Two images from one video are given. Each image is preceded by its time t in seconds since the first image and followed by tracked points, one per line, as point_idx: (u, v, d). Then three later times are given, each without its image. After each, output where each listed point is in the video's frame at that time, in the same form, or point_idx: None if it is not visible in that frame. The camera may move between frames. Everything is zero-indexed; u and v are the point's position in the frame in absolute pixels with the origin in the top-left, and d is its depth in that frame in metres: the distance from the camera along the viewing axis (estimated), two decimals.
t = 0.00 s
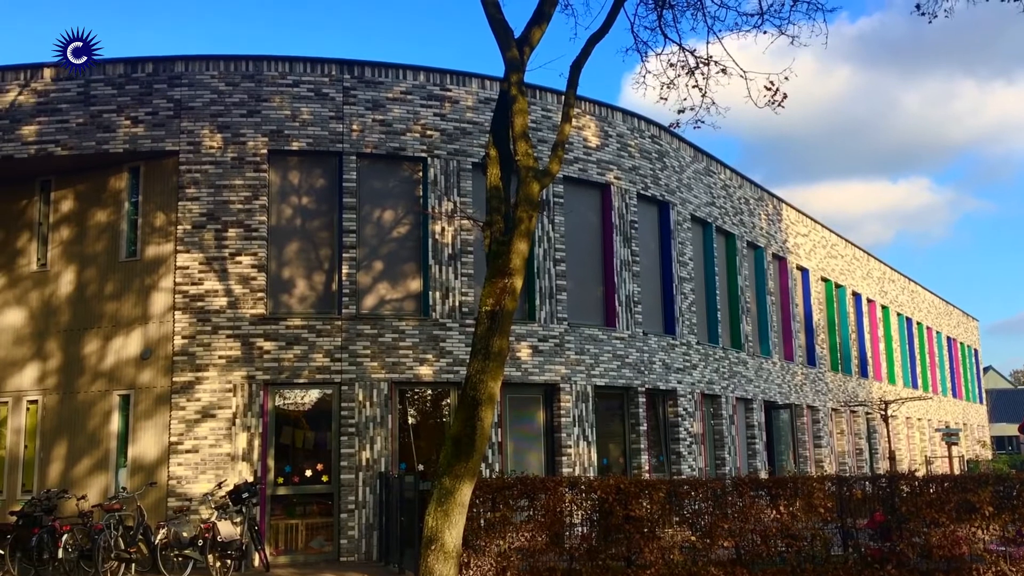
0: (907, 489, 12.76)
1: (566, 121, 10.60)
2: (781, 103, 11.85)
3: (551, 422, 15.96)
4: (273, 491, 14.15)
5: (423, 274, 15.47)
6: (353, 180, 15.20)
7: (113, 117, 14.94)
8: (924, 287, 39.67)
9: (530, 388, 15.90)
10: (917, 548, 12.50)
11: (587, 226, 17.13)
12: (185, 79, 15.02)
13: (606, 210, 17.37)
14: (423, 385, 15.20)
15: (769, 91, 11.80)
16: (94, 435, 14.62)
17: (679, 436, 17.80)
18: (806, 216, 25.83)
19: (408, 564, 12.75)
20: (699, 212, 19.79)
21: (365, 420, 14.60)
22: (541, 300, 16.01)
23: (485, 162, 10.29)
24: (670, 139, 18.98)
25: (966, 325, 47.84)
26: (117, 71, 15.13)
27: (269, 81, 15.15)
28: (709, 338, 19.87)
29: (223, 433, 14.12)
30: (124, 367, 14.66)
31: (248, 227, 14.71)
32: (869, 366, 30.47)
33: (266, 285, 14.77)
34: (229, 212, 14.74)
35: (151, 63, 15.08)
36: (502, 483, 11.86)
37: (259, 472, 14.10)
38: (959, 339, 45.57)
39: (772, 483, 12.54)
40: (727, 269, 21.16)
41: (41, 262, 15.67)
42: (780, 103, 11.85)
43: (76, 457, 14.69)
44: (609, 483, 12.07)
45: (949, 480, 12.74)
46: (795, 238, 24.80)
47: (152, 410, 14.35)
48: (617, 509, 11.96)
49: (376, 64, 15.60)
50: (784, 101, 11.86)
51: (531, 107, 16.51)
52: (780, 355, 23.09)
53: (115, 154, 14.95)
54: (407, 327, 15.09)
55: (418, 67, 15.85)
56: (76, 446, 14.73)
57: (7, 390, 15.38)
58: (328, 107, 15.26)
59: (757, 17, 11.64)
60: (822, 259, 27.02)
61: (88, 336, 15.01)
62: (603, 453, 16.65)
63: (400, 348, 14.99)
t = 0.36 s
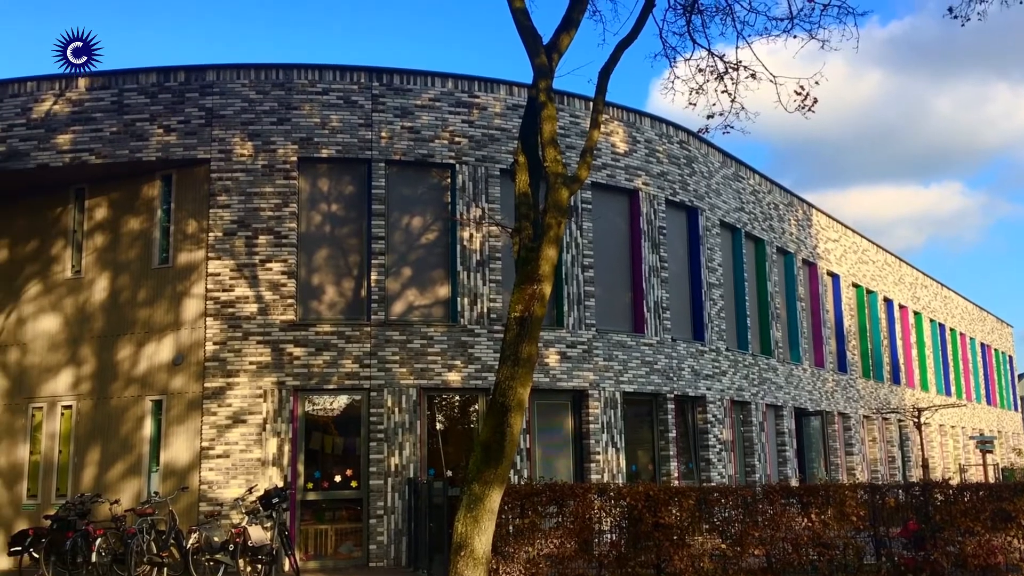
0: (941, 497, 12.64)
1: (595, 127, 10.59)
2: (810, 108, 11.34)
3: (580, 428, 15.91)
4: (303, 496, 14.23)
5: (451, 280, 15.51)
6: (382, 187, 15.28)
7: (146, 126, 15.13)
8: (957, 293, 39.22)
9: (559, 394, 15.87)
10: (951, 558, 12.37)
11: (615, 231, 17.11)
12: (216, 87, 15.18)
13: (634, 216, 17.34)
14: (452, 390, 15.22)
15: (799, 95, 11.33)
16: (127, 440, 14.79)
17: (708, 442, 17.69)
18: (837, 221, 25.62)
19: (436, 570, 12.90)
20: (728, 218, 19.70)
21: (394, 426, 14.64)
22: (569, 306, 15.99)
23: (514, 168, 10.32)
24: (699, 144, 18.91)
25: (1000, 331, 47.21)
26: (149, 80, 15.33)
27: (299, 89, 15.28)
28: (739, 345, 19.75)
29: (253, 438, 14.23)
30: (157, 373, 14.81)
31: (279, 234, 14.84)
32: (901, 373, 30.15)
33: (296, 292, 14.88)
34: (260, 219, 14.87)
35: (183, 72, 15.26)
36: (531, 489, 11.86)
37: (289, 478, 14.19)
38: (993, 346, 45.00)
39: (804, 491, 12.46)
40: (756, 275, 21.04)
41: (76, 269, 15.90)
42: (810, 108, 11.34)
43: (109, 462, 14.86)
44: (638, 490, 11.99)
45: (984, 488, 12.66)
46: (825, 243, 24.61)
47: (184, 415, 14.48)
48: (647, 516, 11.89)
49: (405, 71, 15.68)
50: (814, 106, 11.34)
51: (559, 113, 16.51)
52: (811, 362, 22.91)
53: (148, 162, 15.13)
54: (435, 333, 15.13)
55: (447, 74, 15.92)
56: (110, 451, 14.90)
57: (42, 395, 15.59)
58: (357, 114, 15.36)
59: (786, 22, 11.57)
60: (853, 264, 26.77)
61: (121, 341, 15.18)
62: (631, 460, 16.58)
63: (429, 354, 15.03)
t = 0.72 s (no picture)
0: (977, 504, 12.64)
1: (625, 131, 10.56)
2: (844, 111, 10.52)
3: (610, 433, 15.87)
4: (334, 500, 14.30)
5: (481, 285, 15.53)
6: (412, 192, 15.34)
7: (179, 132, 15.30)
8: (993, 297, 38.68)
9: (589, 399, 15.83)
10: (988, 566, 12.40)
11: (645, 236, 17.05)
12: (248, 94, 15.33)
13: (664, 220, 17.27)
14: (481, 395, 15.22)
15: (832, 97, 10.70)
16: (161, 444, 14.94)
17: (740, 448, 17.57)
18: (869, 225, 25.36)
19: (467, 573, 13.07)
20: (759, 222, 19.56)
21: (424, 431, 14.68)
22: (599, 311, 15.95)
23: (544, 173, 10.32)
24: (729, 148, 18.79)
25: None
26: (183, 87, 15.51)
27: (330, 95, 15.38)
28: (770, 350, 19.61)
29: (285, 442, 14.32)
30: (190, 377, 14.96)
31: (310, 239, 14.94)
32: (936, 378, 29.78)
33: (327, 296, 14.96)
34: (291, 225, 14.98)
35: (216, 79, 15.42)
36: (561, 494, 11.86)
37: (320, 482, 14.26)
38: None
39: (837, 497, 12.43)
40: (788, 280, 20.86)
41: (111, 274, 16.11)
42: (843, 110, 10.52)
43: (144, 465, 15.03)
44: (669, 496, 11.89)
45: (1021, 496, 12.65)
46: (858, 247, 24.37)
47: (217, 419, 14.61)
48: (678, 522, 11.77)
49: (434, 77, 15.74)
50: (847, 109, 10.53)
51: (589, 118, 16.49)
52: (843, 367, 22.68)
53: (181, 169, 15.30)
54: (465, 338, 15.16)
55: (476, 79, 15.95)
56: (144, 454, 15.06)
57: (78, 399, 15.80)
58: (387, 120, 15.43)
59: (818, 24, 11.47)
60: (886, 268, 26.48)
61: (155, 346, 15.35)
62: (662, 466, 16.50)
63: (458, 359, 15.06)
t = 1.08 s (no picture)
0: (1017, 509, 12.23)
1: (656, 134, 10.52)
2: (878, 109, 11.03)
3: (641, 437, 15.79)
4: (366, 503, 14.36)
5: (512, 288, 15.52)
6: (443, 196, 15.39)
7: (213, 138, 15.45)
8: None
9: (620, 402, 15.78)
10: None
11: (676, 238, 16.97)
12: (280, 100, 15.45)
13: (695, 222, 17.17)
14: (512, 398, 15.21)
15: (866, 97, 11.06)
16: (195, 446, 15.09)
17: (773, 452, 17.42)
18: (904, 226, 25.07)
19: None
20: (792, 224, 19.41)
21: (455, 434, 14.69)
22: (630, 314, 15.90)
23: (575, 176, 10.30)
24: (761, 149, 18.67)
25: None
26: (216, 93, 15.66)
27: (361, 100, 15.47)
28: (804, 353, 19.44)
29: (318, 445, 14.40)
30: (224, 380, 15.09)
31: (341, 243, 15.02)
32: (973, 382, 29.37)
33: (359, 300, 15.03)
34: (323, 229, 15.07)
35: (248, 85, 15.56)
36: (593, 498, 11.84)
37: (352, 484, 14.32)
38: None
39: (873, 503, 12.33)
40: (822, 282, 20.68)
41: (146, 278, 16.31)
42: (877, 108, 11.03)
43: (178, 467, 15.19)
44: (702, 500, 11.77)
45: None
46: (892, 249, 24.09)
47: (250, 422, 14.72)
48: (711, 527, 11.65)
49: (465, 81, 15.77)
50: (881, 108, 11.02)
51: (619, 120, 16.45)
52: (878, 370, 22.43)
53: (214, 174, 15.45)
54: (496, 341, 15.16)
55: (506, 83, 15.97)
56: (179, 456, 15.21)
57: (114, 402, 16.00)
58: (418, 124, 15.49)
59: (852, 24, 11.37)
60: (921, 270, 26.16)
61: (189, 349, 15.50)
62: (694, 469, 16.39)
63: (490, 362, 15.06)
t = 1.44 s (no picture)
0: None
1: (692, 134, 10.46)
2: (917, 107, 11.12)
3: (677, 438, 15.70)
4: (402, 503, 14.41)
5: (546, 289, 15.50)
6: (477, 197, 15.41)
7: (250, 141, 15.60)
8: None
9: (655, 403, 15.71)
10: None
11: (711, 238, 16.85)
12: (316, 103, 15.56)
13: (731, 222, 17.05)
14: (547, 400, 15.19)
15: (905, 94, 11.11)
16: (233, 446, 15.24)
17: (811, 454, 17.25)
18: (944, 225, 24.70)
19: None
20: (829, 223, 19.20)
21: (490, 435, 14.70)
22: (665, 314, 15.82)
23: (610, 176, 10.27)
24: (797, 148, 18.49)
25: None
26: (253, 97, 15.80)
27: (395, 102, 15.54)
28: (842, 353, 19.23)
29: (354, 446, 14.48)
30: (261, 381, 15.23)
31: (376, 245, 15.11)
32: (1016, 383, 28.89)
33: (394, 301, 15.10)
34: (358, 231, 15.16)
35: (284, 89, 15.69)
36: (628, 500, 11.81)
37: (388, 485, 14.38)
38: None
39: (914, 505, 12.28)
40: (860, 282, 20.44)
41: (184, 281, 16.52)
42: (917, 107, 11.12)
43: (217, 467, 15.35)
44: (740, 502, 11.69)
45: None
46: (932, 248, 23.76)
47: (287, 423, 14.84)
48: (749, 529, 11.55)
49: (498, 82, 15.79)
50: (921, 106, 11.12)
51: (654, 120, 16.38)
52: (918, 371, 22.12)
53: (251, 177, 15.60)
54: (531, 342, 15.15)
55: (540, 84, 15.96)
56: (217, 456, 15.38)
57: (154, 403, 16.21)
58: (451, 125, 15.53)
59: (891, 20, 11.26)
60: (962, 269, 25.76)
61: (228, 351, 15.66)
62: (731, 471, 16.26)
63: (524, 363, 15.06)
